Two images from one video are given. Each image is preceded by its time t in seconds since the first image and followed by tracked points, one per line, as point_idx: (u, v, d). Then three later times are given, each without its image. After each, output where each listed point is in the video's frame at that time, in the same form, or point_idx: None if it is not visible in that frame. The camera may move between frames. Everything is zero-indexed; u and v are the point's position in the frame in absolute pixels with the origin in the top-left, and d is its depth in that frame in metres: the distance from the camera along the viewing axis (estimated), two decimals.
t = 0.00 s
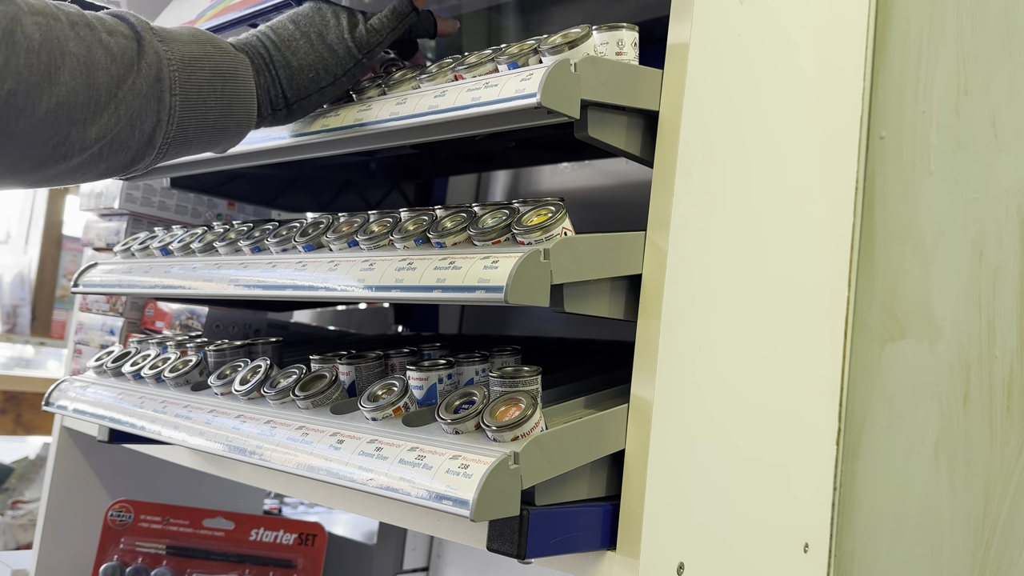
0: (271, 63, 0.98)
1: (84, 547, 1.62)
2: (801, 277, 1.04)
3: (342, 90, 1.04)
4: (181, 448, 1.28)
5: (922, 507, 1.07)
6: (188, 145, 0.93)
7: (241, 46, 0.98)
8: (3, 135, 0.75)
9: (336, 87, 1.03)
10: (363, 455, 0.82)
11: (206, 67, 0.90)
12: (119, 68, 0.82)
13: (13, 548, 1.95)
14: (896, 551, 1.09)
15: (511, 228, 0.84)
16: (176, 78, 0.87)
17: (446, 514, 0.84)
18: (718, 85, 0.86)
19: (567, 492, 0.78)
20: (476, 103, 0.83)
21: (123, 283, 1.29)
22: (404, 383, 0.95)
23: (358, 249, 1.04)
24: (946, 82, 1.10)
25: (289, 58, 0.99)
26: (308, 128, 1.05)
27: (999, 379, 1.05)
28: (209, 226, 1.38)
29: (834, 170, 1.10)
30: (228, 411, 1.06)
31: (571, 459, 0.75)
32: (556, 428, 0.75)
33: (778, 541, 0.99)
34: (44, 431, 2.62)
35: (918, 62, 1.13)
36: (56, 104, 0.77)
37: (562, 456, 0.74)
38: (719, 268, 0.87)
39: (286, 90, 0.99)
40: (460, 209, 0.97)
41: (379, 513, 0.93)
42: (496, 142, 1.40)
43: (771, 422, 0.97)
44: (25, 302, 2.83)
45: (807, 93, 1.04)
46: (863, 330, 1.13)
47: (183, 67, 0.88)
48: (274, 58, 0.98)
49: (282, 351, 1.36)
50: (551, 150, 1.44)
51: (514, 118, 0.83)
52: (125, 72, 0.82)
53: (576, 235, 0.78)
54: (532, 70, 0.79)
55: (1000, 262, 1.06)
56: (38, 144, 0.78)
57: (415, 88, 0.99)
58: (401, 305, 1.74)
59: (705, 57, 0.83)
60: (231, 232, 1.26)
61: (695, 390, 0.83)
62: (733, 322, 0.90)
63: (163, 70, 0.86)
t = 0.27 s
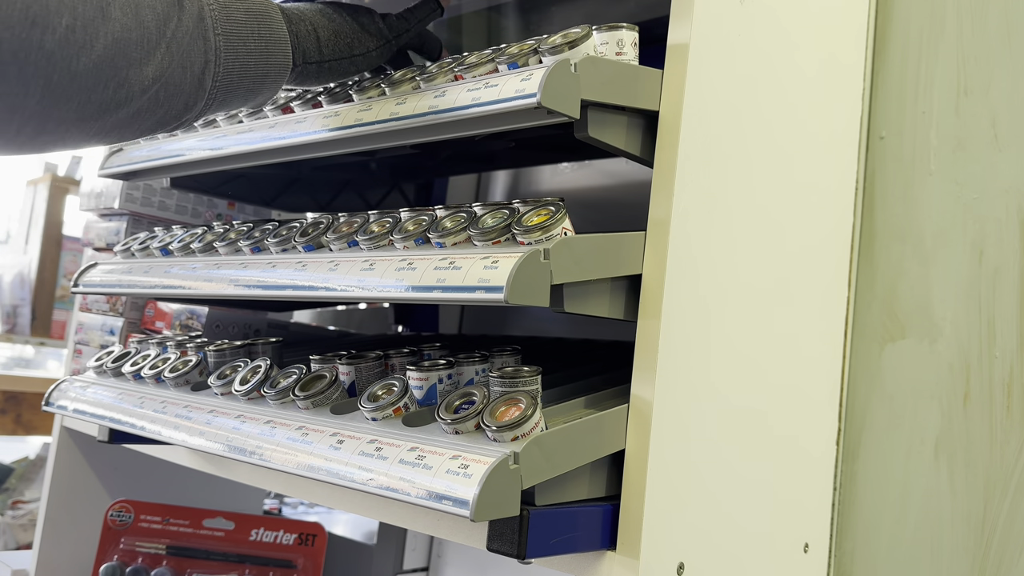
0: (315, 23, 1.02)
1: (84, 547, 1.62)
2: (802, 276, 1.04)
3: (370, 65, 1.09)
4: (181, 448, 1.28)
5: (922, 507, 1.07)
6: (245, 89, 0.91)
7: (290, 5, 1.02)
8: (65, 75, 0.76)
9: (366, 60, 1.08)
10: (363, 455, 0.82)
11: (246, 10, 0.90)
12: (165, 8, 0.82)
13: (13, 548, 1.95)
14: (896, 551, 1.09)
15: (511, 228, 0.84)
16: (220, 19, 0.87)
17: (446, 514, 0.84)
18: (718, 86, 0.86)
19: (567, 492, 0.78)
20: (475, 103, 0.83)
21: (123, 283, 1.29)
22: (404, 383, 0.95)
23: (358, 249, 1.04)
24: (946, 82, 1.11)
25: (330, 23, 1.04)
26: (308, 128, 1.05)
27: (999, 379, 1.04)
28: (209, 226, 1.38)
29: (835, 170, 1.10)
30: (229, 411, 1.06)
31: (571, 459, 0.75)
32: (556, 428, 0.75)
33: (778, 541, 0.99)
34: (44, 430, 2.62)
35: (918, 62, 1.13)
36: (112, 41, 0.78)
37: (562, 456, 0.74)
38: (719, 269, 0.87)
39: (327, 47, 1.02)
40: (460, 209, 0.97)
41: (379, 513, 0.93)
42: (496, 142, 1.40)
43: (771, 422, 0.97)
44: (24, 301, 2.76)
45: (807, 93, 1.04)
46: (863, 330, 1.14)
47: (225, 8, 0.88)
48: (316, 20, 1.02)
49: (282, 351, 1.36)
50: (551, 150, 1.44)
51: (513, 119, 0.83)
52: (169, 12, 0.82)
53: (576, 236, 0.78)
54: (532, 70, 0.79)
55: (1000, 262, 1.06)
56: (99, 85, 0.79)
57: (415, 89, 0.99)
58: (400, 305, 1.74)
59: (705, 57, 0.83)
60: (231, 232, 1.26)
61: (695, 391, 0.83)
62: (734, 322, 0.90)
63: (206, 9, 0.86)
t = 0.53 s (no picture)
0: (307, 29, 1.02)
1: (84, 547, 1.62)
2: (801, 276, 1.04)
3: (364, 71, 1.10)
4: (181, 448, 1.28)
5: (922, 507, 1.07)
6: (237, 95, 0.91)
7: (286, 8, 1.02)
8: (60, 80, 0.75)
9: (359, 65, 1.08)
10: (363, 455, 0.82)
11: (235, 14, 0.90)
12: (158, 11, 0.82)
13: (13, 548, 1.95)
14: (896, 551, 1.09)
15: (511, 228, 0.84)
16: (213, 24, 0.87)
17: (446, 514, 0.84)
18: (718, 86, 0.86)
19: (567, 492, 0.78)
20: (476, 103, 0.83)
21: (123, 283, 1.29)
22: (404, 383, 0.95)
23: (358, 249, 1.04)
24: (946, 82, 1.11)
25: (324, 31, 1.05)
26: (308, 128, 1.05)
27: (1000, 379, 1.04)
28: (209, 226, 1.38)
29: (834, 170, 1.10)
30: (228, 411, 1.06)
31: (571, 458, 0.75)
32: (556, 428, 0.75)
33: (778, 541, 0.99)
34: (44, 430, 2.62)
35: (918, 62, 1.13)
36: (106, 46, 0.78)
37: (562, 456, 0.74)
38: (719, 268, 0.87)
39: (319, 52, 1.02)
40: (460, 209, 0.97)
41: (379, 513, 0.93)
42: (496, 142, 1.40)
43: (771, 422, 0.97)
44: (24, 302, 2.76)
45: (807, 92, 1.04)
46: (863, 330, 1.13)
47: (216, 12, 0.88)
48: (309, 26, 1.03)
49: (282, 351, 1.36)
50: (551, 150, 1.44)
51: (513, 119, 0.83)
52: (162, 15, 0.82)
53: (576, 236, 0.78)
54: (532, 70, 0.79)
55: (1000, 262, 1.06)
56: (94, 92, 0.78)
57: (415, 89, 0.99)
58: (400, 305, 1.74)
59: (705, 57, 0.83)
60: (231, 232, 1.26)
61: (695, 390, 0.83)
62: (734, 322, 0.90)
63: (199, 13, 0.86)
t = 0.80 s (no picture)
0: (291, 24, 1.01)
1: (84, 547, 1.62)
2: (801, 276, 1.04)
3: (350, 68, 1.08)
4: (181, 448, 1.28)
5: (922, 507, 1.07)
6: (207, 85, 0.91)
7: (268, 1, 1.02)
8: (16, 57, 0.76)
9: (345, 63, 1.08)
10: (363, 455, 0.82)
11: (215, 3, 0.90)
12: None
13: (13, 548, 1.95)
14: (896, 551, 1.09)
15: (512, 227, 0.84)
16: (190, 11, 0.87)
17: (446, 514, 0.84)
18: (718, 86, 0.86)
19: (567, 492, 0.78)
20: (476, 103, 0.83)
21: (123, 283, 1.29)
22: (404, 383, 0.95)
23: (358, 249, 1.04)
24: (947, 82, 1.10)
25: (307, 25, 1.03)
26: (308, 127, 1.05)
27: (999, 379, 1.04)
28: (209, 226, 1.38)
29: (834, 170, 1.10)
30: (228, 411, 1.06)
31: (571, 458, 0.75)
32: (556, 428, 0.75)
33: (778, 541, 0.99)
34: (44, 431, 2.62)
35: (918, 62, 1.13)
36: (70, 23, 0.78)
37: (562, 456, 0.74)
38: (719, 268, 0.87)
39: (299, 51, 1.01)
40: (460, 209, 0.97)
41: (379, 513, 0.93)
42: (496, 142, 1.40)
43: (771, 422, 0.97)
44: (24, 301, 2.74)
45: (807, 92, 1.04)
46: (863, 330, 1.14)
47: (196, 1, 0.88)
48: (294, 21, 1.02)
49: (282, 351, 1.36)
50: (552, 150, 1.44)
51: (513, 118, 0.83)
52: None
53: (576, 236, 0.78)
54: (532, 70, 0.79)
55: (1001, 261, 1.06)
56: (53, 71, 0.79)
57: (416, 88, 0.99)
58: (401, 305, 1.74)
59: (705, 57, 0.83)
60: (231, 232, 1.26)
61: (695, 390, 0.83)
62: (734, 322, 0.90)
63: None
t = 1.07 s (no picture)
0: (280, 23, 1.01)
1: (84, 547, 1.62)
2: (801, 275, 1.04)
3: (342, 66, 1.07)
4: (182, 447, 1.28)
5: (923, 507, 1.07)
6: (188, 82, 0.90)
7: None
8: None
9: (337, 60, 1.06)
10: (363, 455, 0.82)
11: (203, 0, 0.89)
12: None
13: (13, 548, 1.96)
14: (896, 551, 1.08)
15: (512, 228, 0.84)
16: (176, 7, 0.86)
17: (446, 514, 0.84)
18: (718, 85, 0.86)
19: (567, 492, 0.78)
20: (476, 103, 0.83)
21: (123, 283, 1.29)
22: (404, 383, 0.95)
23: (358, 249, 1.04)
24: (947, 82, 1.10)
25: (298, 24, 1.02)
26: (308, 127, 1.05)
27: (999, 379, 1.05)
28: (209, 226, 1.38)
29: (834, 170, 1.10)
30: (228, 411, 1.06)
31: (571, 458, 0.75)
32: (556, 428, 0.75)
33: (778, 541, 0.99)
34: (44, 430, 2.61)
35: (918, 62, 1.13)
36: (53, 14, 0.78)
37: (562, 456, 0.74)
38: (719, 269, 0.87)
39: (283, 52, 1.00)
40: (460, 209, 0.97)
41: (379, 513, 0.93)
42: (496, 142, 1.40)
43: (771, 422, 0.97)
44: (24, 301, 2.74)
45: (807, 92, 1.04)
46: (863, 330, 1.13)
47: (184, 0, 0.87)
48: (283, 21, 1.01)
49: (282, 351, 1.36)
50: (552, 150, 1.44)
51: (513, 118, 0.83)
52: None
53: (576, 235, 0.78)
54: (532, 70, 0.79)
55: (1000, 261, 1.06)
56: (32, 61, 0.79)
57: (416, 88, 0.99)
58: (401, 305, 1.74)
59: (705, 57, 0.83)
60: (230, 232, 1.26)
61: (695, 390, 0.83)
62: (734, 322, 0.90)
63: None
